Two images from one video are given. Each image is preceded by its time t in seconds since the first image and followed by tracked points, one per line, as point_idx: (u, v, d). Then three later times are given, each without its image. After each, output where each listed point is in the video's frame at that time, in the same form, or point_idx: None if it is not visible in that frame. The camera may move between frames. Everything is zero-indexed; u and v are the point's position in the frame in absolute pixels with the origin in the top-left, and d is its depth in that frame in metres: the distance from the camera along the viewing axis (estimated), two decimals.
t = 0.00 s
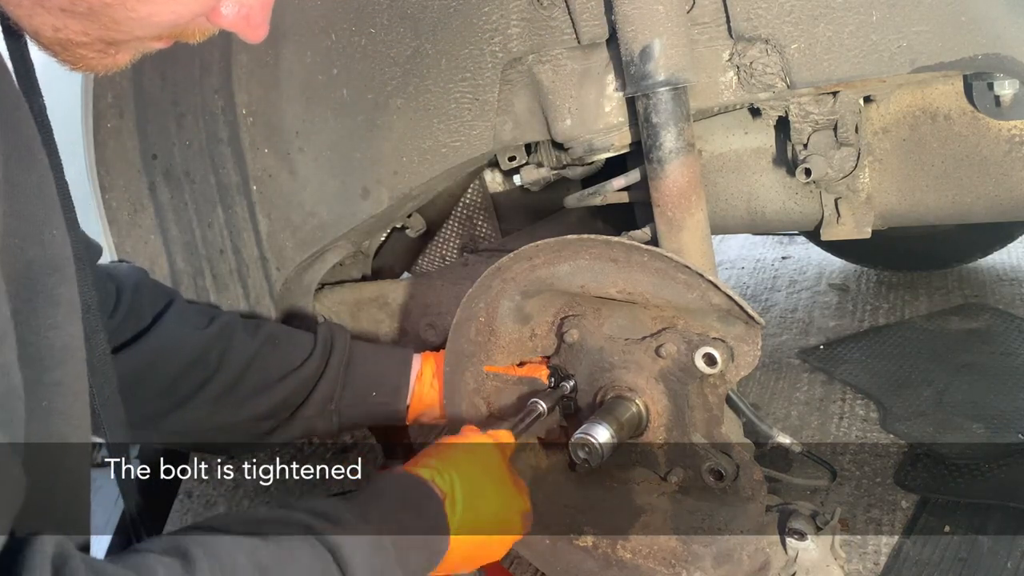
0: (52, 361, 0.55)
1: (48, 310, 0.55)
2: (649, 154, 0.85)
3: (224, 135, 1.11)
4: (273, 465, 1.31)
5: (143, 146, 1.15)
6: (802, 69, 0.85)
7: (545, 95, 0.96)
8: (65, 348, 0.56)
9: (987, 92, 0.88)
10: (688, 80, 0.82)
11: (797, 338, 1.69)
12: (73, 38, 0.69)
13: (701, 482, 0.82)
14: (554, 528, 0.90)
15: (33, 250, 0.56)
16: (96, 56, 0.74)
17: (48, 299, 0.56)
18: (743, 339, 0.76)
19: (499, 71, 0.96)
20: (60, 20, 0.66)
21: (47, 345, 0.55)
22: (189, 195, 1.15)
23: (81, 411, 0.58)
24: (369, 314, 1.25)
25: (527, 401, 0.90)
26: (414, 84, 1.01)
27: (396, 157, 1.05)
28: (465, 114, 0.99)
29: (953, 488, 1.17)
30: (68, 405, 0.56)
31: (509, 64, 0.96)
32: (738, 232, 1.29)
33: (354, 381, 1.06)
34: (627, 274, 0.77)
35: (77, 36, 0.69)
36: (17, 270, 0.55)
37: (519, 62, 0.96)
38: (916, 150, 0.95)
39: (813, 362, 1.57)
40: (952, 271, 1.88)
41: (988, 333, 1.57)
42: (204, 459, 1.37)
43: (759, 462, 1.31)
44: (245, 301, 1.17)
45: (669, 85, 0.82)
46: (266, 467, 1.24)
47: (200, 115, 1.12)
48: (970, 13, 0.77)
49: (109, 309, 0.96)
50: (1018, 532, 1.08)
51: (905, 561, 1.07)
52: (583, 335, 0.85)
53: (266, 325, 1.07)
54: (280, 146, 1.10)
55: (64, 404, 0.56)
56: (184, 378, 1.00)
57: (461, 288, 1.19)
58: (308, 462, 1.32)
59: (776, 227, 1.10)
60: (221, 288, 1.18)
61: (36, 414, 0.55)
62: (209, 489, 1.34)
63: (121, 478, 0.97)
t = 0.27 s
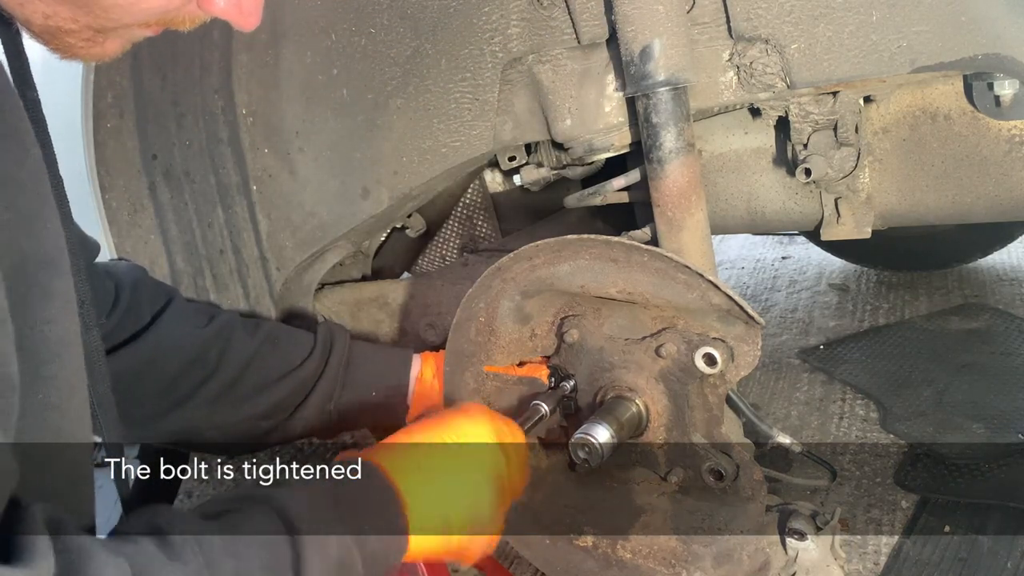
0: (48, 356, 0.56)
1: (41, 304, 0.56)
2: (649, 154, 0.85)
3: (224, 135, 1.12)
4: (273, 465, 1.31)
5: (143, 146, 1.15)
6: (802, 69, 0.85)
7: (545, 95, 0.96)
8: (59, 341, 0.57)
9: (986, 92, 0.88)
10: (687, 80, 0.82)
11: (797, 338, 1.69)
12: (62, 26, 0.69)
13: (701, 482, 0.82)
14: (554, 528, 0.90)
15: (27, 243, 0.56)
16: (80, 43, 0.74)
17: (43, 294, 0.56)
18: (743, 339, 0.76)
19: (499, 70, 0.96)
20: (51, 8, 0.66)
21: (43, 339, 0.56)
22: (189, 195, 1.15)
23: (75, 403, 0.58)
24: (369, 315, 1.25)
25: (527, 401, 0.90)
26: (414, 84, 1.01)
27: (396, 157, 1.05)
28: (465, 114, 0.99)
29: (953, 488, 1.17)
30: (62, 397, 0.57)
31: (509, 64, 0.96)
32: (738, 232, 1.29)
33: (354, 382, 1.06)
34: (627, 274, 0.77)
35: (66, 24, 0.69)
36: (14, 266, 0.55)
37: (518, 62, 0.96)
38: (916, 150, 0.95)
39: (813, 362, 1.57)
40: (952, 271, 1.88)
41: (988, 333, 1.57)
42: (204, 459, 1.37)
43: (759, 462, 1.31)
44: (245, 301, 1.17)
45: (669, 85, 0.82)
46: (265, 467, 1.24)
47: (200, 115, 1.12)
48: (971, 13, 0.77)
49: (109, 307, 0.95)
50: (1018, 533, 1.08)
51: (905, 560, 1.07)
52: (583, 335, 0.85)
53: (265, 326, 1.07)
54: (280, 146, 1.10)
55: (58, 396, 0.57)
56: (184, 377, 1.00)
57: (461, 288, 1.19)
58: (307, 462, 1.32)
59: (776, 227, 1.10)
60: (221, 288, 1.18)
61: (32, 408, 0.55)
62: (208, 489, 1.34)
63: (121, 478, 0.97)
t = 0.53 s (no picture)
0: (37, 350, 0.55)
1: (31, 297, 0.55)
2: (649, 154, 0.85)
3: (224, 135, 1.12)
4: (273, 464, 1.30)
5: (143, 146, 1.15)
6: (802, 69, 0.85)
7: (545, 95, 0.96)
8: (48, 334, 0.56)
9: (986, 92, 0.88)
10: (688, 80, 0.82)
11: (797, 338, 1.69)
12: (45, 15, 0.69)
13: (701, 482, 0.82)
14: (554, 528, 0.90)
15: (17, 236, 0.56)
16: (64, 34, 0.74)
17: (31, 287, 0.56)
18: (743, 340, 0.76)
19: (499, 71, 0.96)
20: None
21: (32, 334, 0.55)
22: (189, 195, 1.15)
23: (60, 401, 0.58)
24: (369, 314, 1.25)
25: (527, 401, 0.90)
26: (413, 84, 1.01)
27: (396, 157, 1.05)
28: (465, 114, 0.99)
29: (953, 488, 1.17)
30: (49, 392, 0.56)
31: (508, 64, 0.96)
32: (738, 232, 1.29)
33: (354, 383, 1.06)
34: (627, 274, 0.77)
35: (50, 12, 0.68)
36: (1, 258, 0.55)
37: (518, 62, 0.96)
38: (916, 150, 0.95)
39: (813, 362, 1.57)
40: (952, 271, 1.88)
41: (988, 333, 1.57)
42: (204, 460, 1.37)
43: (759, 462, 1.31)
44: (245, 301, 1.17)
45: (669, 85, 0.82)
46: (265, 467, 1.24)
47: (200, 115, 1.12)
48: (971, 13, 0.77)
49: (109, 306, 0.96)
50: (1018, 533, 1.08)
51: (905, 560, 1.07)
52: (583, 335, 0.85)
53: (266, 326, 1.07)
54: (280, 146, 1.10)
55: (47, 390, 0.56)
56: (184, 377, 1.00)
57: (461, 288, 1.19)
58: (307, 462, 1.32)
59: (775, 227, 1.10)
60: (220, 288, 1.18)
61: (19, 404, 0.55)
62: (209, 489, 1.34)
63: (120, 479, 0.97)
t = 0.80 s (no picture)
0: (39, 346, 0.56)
1: (31, 292, 0.56)
2: (649, 154, 0.85)
3: (225, 135, 1.12)
4: (273, 464, 1.30)
5: (143, 146, 1.15)
6: (802, 69, 0.85)
7: (545, 95, 0.96)
8: (50, 331, 0.57)
9: (986, 92, 0.88)
10: (687, 80, 0.82)
11: (797, 338, 1.69)
12: (39, 16, 0.70)
13: (701, 482, 0.82)
14: (554, 528, 0.90)
15: (19, 231, 0.55)
16: (58, 35, 0.74)
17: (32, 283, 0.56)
18: (743, 340, 0.76)
19: (499, 71, 0.96)
20: None
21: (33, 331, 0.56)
22: (189, 195, 1.15)
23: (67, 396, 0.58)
24: (369, 314, 1.25)
25: (527, 401, 0.90)
26: (413, 84, 1.01)
27: (396, 157, 1.05)
28: (465, 114, 0.99)
29: (953, 489, 1.17)
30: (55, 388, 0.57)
31: (508, 63, 0.96)
32: (738, 232, 1.29)
33: (354, 383, 1.06)
34: (627, 274, 0.77)
35: (42, 15, 0.69)
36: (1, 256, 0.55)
37: (518, 62, 0.96)
38: (916, 150, 0.95)
39: (813, 362, 1.57)
40: (952, 271, 1.88)
41: (988, 333, 1.57)
42: (204, 460, 1.37)
43: (759, 462, 1.31)
44: (245, 301, 1.17)
45: (669, 85, 0.82)
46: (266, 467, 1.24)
47: (200, 115, 1.12)
48: (971, 13, 0.77)
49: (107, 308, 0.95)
50: (1018, 532, 1.08)
51: (905, 560, 1.07)
52: (583, 336, 0.85)
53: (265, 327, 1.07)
54: (280, 146, 1.10)
55: (50, 385, 0.57)
56: (183, 378, 1.00)
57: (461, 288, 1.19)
58: (307, 462, 1.32)
59: (775, 227, 1.10)
60: (221, 288, 1.18)
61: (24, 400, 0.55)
62: (208, 489, 1.34)
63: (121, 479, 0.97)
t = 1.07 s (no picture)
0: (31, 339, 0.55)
1: (29, 286, 0.55)
2: (649, 155, 0.85)
3: (225, 135, 1.12)
4: (273, 464, 1.30)
5: (143, 146, 1.15)
6: (802, 69, 0.85)
7: (546, 95, 0.96)
8: (48, 323, 0.56)
9: (987, 92, 0.88)
10: (687, 80, 0.82)
11: (797, 338, 1.69)
12: (32, 10, 0.69)
13: (701, 482, 0.82)
14: (554, 529, 0.90)
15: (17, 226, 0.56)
16: (52, 28, 0.74)
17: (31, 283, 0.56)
18: (743, 340, 0.76)
19: (499, 70, 0.96)
20: None
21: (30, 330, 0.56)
22: (189, 195, 1.15)
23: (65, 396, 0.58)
24: (369, 315, 1.24)
25: (527, 400, 0.90)
26: (413, 84, 1.01)
27: (396, 158, 1.05)
28: (465, 114, 0.99)
29: (953, 489, 1.17)
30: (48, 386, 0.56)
31: (508, 64, 0.96)
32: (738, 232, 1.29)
33: (354, 383, 1.06)
34: (627, 274, 0.77)
35: (37, 7, 0.69)
36: None
37: (518, 62, 0.96)
38: (916, 150, 0.95)
39: (813, 362, 1.57)
40: (952, 271, 1.88)
41: (988, 333, 1.57)
42: (204, 460, 1.37)
43: (759, 462, 1.31)
44: (245, 301, 1.17)
45: (670, 85, 0.82)
46: (266, 467, 1.24)
47: (200, 115, 1.12)
48: (970, 13, 0.77)
49: (103, 310, 0.93)
50: (1018, 533, 1.08)
51: (905, 561, 1.06)
52: (583, 336, 0.85)
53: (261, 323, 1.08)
54: (280, 147, 1.10)
55: (52, 379, 0.56)
56: (182, 378, 0.99)
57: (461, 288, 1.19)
58: (308, 462, 1.33)
59: (775, 227, 1.10)
60: (221, 288, 1.18)
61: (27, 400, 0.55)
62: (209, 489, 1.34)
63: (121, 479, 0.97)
